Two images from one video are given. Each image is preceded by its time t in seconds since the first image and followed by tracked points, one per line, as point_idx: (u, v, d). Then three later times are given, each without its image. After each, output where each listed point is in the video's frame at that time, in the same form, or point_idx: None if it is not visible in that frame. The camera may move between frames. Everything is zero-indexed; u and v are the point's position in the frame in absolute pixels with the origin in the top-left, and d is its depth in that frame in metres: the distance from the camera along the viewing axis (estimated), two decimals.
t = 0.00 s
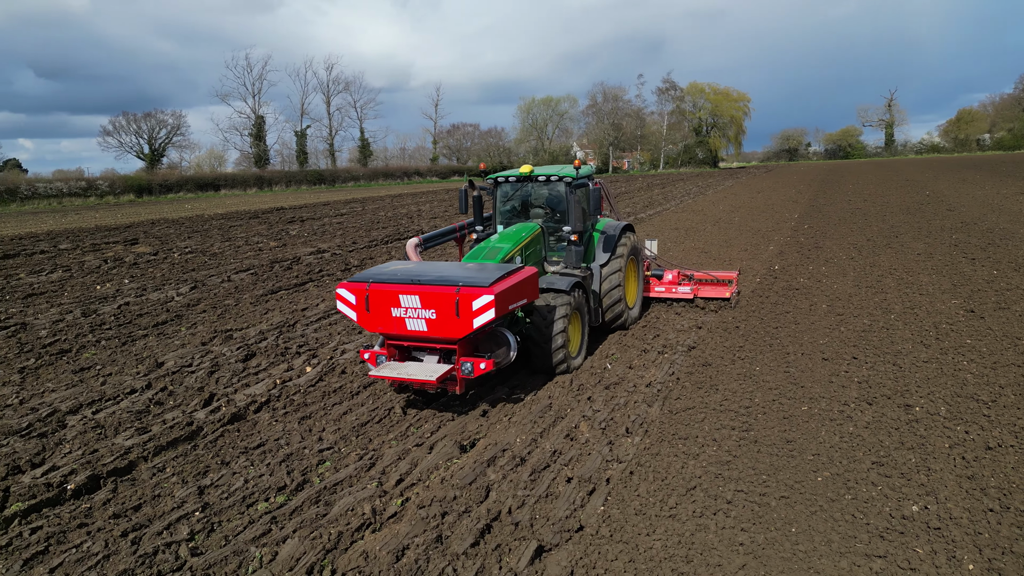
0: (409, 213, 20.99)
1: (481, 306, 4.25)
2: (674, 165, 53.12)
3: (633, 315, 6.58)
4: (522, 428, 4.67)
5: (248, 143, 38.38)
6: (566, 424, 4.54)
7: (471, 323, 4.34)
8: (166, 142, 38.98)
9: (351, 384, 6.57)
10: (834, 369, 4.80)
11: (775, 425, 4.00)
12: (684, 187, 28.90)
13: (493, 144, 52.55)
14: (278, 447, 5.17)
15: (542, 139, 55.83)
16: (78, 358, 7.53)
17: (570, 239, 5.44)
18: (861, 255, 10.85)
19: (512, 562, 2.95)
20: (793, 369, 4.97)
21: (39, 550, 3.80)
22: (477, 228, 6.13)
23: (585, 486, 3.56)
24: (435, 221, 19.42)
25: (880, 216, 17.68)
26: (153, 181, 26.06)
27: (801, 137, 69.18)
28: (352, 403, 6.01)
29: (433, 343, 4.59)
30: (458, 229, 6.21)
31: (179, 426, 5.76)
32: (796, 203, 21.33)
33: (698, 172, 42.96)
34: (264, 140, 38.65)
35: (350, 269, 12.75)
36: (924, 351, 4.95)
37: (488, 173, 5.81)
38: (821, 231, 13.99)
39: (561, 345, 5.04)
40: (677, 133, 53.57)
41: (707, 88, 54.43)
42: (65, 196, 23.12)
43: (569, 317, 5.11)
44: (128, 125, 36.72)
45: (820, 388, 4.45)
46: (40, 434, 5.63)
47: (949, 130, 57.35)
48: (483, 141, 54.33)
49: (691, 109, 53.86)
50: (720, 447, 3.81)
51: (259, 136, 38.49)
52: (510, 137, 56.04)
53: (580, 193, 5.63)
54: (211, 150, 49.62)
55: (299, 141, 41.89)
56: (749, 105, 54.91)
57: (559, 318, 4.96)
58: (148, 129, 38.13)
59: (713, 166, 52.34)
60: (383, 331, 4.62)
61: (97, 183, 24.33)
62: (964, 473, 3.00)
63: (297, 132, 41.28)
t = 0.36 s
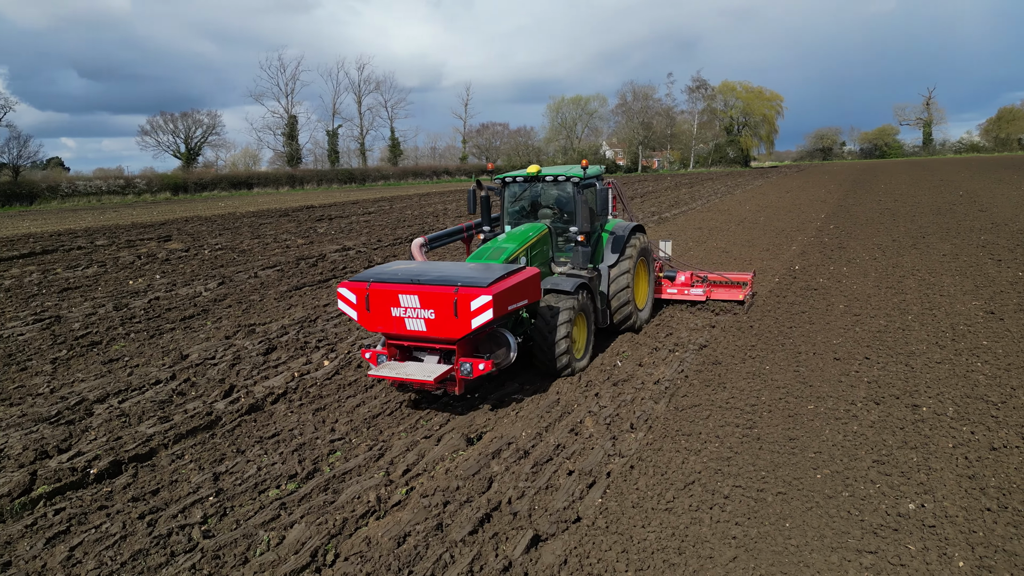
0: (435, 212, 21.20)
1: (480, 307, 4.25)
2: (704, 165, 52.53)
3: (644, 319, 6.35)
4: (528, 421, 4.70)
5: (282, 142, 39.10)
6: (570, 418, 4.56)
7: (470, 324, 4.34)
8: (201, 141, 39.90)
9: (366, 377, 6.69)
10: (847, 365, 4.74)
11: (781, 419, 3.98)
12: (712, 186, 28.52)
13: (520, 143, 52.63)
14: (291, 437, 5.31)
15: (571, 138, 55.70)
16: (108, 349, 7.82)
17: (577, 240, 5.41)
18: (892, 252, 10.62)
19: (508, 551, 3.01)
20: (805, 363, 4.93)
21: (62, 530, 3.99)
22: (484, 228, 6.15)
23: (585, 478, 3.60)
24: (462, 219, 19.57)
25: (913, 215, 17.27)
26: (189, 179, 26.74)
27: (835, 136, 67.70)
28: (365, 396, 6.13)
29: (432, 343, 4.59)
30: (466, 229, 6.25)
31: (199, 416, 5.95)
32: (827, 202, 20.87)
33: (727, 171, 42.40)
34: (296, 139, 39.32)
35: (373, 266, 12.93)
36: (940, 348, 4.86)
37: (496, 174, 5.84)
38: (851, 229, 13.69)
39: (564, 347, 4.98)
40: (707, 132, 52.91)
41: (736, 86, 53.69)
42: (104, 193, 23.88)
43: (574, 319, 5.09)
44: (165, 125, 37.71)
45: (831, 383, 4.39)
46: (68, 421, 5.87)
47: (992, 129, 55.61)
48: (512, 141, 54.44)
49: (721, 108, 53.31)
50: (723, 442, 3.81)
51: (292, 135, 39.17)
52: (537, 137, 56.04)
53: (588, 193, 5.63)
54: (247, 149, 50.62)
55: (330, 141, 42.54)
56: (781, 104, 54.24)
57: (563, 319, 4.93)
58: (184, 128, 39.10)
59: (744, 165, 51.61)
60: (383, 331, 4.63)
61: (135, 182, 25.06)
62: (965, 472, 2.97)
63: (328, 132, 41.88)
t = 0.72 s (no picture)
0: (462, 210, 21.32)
1: (477, 308, 4.27)
2: (734, 164, 51.73)
3: (654, 321, 6.17)
4: (537, 412, 4.74)
5: (313, 142, 39.73)
6: (578, 411, 4.57)
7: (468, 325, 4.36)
8: (235, 141, 40.72)
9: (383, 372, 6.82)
10: (861, 360, 4.66)
11: (788, 412, 3.95)
12: (742, 184, 28.10)
13: (547, 142, 52.60)
14: (308, 428, 5.45)
15: (598, 137, 55.43)
16: (139, 343, 8.11)
17: (584, 240, 5.39)
18: (926, 250, 10.34)
19: (509, 539, 3.09)
20: (820, 358, 4.85)
21: (88, 513, 4.19)
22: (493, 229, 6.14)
23: (588, 470, 3.65)
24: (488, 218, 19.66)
25: (951, 214, 16.78)
26: (223, 179, 27.35)
27: (870, 134, 66.07)
28: (381, 390, 6.24)
29: (432, 345, 4.60)
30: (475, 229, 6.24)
31: (222, 407, 6.15)
32: (863, 200, 20.38)
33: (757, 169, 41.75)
34: (327, 139, 39.89)
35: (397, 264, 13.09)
36: (960, 345, 4.76)
37: (504, 175, 5.84)
38: (884, 228, 13.37)
39: (567, 350, 4.91)
40: (738, 130, 52.12)
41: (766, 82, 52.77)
42: (142, 193, 24.60)
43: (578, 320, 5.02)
44: (200, 125, 38.59)
45: (843, 377, 4.34)
46: (98, 412, 6.11)
47: None
48: (539, 141, 54.40)
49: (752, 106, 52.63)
50: (728, 436, 3.80)
51: (323, 135, 39.76)
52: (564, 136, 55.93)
53: (595, 193, 5.61)
54: (280, 150, 51.52)
55: (360, 140, 43.07)
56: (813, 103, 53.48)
57: (566, 320, 4.86)
58: (219, 129, 39.98)
59: (775, 164, 50.73)
60: (384, 331, 4.69)
61: (171, 181, 25.72)
62: (967, 471, 2.95)
63: (358, 132, 42.38)
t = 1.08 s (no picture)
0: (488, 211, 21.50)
1: (475, 313, 4.30)
2: (765, 163, 50.89)
3: (663, 324, 6.04)
4: (545, 409, 4.82)
5: (344, 143, 40.39)
6: (586, 409, 4.63)
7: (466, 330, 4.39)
8: (269, 143, 41.62)
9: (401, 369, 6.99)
10: (873, 359, 4.62)
11: (793, 411, 3.97)
12: (772, 184, 27.73)
13: (574, 142, 52.55)
14: (326, 423, 5.64)
15: (625, 137, 55.18)
16: (171, 340, 8.45)
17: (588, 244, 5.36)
18: (957, 252, 10.12)
19: (509, 530, 3.21)
20: (830, 356, 4.82)
21: (118, 500, 4.43)
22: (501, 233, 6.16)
23: (590, 467, 3.73)
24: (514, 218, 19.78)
25: (989, 214, 16.34)
26: (257, 180, 27.99)
27: (907, 132, 64.40)
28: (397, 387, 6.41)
29: (431, 350, 4.66)
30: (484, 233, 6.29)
31: (246, 403, 6.39)
32: (896, 200, 19.96)
33: (788, 169, 41.11)
34: (358, 140, 40.50)
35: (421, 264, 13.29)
36: (976, 348, 4.70)
37: (512, 180, 5.90)
38: (915, 229, 13.10)
39: (570, 357, 4.87)
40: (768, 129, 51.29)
41: (796, 81, 51.85)
42: (180, 194, 25.36)
43: (581, 325, 4.97)
44: (236, 128, 39.54)
45: (853, 374, 4.33)
46: (130, 405, 6.41)
47: None
48: (567, 141, 54.35)
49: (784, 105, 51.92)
50: (731, 433, 3.84)
51: (354, 137, 40.39)
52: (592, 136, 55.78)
53: (601, 197, 5.59)
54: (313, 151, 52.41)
55: (390, 142, 43.58)
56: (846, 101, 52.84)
57: (569, 326, 4.81)
58: (253, 131, 40.97)
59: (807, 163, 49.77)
60: (385, 337, 4.68)
61: (207, 183, 26.42)
62: (965, 472, 2.96)
63: (388, 133, 42.91)
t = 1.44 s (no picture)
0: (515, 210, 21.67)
1: (474, 311, 4.28)
2: (797, 161, 50.02)
3: (673, 323, 5.95)
4: (556, 398, 4.91)
5: (376, 144, 41.04)
6: (596, 398, 4.71)
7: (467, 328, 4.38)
8: (303, 144, 42.49)
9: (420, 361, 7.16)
10: (886, 352, 4.62)
11: (800, 401, 4.00)
12: (802, 183, 27.37)
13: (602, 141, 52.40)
14: (347, 410, 5.84)
15: (654, 136, 54.84)
16: (203, 332, 8.78)
17: (596, 243, 5.30)
18: (989, 250, 9.93)
19: (515, 510, 3.34)
20: (843, 349, 4.82)
21: (150, 478, 4.69)
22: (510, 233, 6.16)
23: (596, 453, 3.83)
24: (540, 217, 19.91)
25: None
26: (290, 181, 28.62)
27: (946, 129, 62.60)
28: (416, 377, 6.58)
29: (433, 347, 4.64)
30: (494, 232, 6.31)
31: (272, 391, 6.63)
32: (930, 198, 19.57)
33: (821, 168, 40.37)
34: (390, 141, 41.09)
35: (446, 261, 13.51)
36: (994, 343, 4.66)
37: (521, 179, 5.81)
38: (946, 227, 12.86)
39: (574, 354, 4.85)
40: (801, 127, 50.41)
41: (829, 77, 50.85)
42: (217, 193, 26.11)
43: (586, 323, 4.94)
44: (271, 129, 40.46)
45: (863, 367, 4.36)
46: (163, 392, 6.70)
47: None
48: (595, 140, 54.21)
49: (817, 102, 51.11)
50: (736, 421, 3.91)
51: (385, 138, 41.00)
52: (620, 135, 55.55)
53: (609, 195, 5.53)
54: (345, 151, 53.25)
55: (421, 142, 44.06)
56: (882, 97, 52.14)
57: (574, 324, 4.80)
58: (287, 132, 41.87)
59: (841, 161, 48.75)
60: (389, 334, 4.74)
61: (242, 183, 27.12)
62: (964, 461, 2.99)
63: (419, 134, 43.43)
